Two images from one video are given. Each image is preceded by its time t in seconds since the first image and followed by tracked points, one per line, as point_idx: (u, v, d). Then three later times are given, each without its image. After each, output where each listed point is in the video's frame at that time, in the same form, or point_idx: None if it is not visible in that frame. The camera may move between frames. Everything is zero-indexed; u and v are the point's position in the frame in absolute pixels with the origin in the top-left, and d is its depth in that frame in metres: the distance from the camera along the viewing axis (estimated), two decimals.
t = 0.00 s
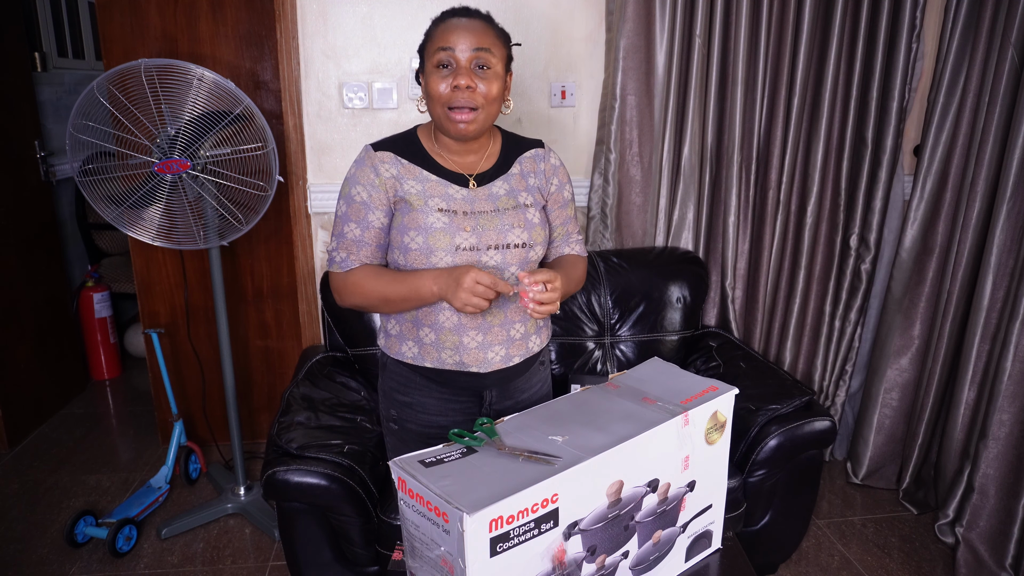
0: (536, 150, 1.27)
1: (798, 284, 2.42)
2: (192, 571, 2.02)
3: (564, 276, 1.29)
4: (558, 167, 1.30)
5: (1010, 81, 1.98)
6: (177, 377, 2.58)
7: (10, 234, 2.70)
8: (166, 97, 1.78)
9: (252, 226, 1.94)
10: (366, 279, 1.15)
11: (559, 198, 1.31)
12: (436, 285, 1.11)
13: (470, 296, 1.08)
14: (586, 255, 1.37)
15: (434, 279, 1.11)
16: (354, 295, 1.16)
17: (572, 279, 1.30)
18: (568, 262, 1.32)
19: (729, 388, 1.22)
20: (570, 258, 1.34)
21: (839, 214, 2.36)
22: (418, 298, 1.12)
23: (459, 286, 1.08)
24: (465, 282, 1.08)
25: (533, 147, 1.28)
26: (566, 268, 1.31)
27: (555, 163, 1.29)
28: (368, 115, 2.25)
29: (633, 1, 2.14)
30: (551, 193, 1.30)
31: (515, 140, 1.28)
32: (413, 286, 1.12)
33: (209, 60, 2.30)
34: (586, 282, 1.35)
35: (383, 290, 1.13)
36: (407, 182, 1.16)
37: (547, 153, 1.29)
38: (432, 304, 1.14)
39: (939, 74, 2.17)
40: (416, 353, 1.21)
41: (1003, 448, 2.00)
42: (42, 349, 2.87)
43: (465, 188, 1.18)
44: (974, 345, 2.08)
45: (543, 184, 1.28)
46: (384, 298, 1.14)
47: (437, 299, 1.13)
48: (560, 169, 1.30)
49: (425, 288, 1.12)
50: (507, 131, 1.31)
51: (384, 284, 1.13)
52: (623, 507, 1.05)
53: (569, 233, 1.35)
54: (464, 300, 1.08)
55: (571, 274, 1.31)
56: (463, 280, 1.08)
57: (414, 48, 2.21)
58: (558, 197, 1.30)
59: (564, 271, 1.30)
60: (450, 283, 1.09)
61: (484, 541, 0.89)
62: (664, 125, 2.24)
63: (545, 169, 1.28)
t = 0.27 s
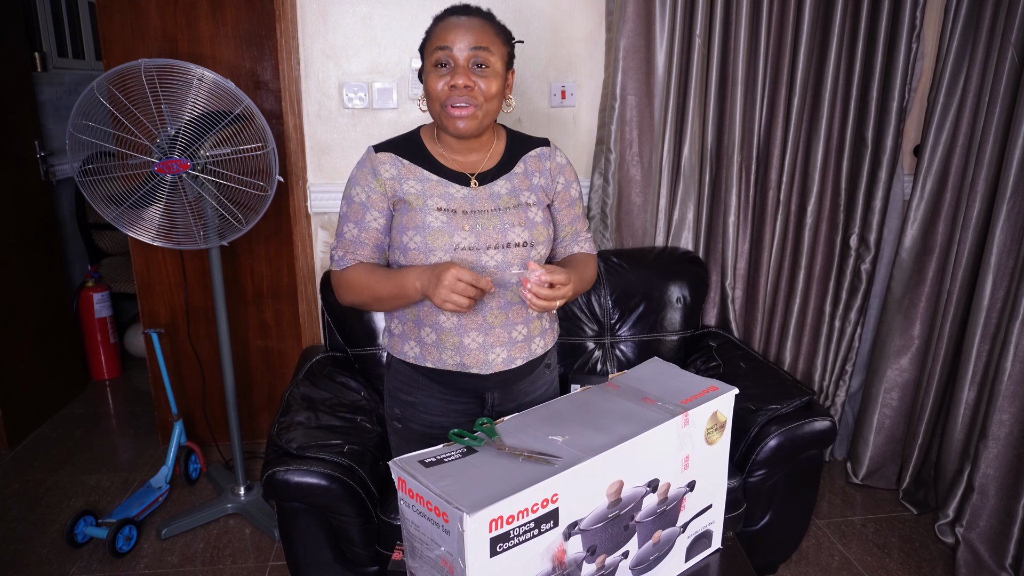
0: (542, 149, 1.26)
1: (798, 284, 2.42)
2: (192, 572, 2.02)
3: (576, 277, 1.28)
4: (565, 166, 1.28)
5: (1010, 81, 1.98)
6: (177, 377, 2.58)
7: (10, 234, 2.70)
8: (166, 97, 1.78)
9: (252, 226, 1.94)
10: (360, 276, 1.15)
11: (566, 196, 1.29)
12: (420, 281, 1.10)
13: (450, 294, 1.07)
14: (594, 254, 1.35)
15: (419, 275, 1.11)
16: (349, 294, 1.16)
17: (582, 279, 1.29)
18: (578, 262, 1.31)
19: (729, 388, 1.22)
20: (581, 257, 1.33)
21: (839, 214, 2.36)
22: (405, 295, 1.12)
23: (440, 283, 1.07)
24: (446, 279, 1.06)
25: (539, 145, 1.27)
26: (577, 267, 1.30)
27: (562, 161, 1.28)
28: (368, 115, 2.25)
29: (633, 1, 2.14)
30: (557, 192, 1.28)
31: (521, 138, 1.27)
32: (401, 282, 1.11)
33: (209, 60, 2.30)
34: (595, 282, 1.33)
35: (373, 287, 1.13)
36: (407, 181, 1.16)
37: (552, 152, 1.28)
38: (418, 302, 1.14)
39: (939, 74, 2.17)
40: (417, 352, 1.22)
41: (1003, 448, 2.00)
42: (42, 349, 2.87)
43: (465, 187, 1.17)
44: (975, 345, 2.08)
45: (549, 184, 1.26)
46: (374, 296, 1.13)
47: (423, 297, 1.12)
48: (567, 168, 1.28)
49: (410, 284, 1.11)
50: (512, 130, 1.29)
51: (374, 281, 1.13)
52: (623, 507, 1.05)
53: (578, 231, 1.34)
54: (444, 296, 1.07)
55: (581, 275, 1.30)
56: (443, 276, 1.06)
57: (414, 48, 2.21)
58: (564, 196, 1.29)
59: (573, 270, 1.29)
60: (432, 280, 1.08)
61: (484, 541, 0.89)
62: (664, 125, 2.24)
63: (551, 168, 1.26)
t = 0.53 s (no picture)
0: (545, 146, 1.26)
1: (798, 284, 2.42)
2: (192, 571, 2.02)
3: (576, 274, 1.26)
4: (569, 162, 1.28)
5: (1010, 81, 1.98)
6: (177, 377, 2.58)
7: (10, 234, 2.70)
8: (166, 97, 1.78)
9: (252, 226, 1.94)
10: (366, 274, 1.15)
11: (570, 193, 1.28)
12: (431, 275, 1.11)
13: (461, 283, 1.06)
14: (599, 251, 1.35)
15: (429, 269, 1.11)
16: (357, 292, 1.17)
17: (584, 275, 1.27)
18: (580, 259, 1.30)
19: (729, 388, 1.22)
20: (584, 254, 1.31)
21: (839, 214, 2.36)
22: (415, 290, 1.12)
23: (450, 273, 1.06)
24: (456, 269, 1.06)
25: (543, 141, 1.27)
26: (579, 264, 1.29)
27: (566, 158, 1.28)
28: (368, 115, 2.25)
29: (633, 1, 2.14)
30: (561, 189, 1.28)
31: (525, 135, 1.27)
32: (411, 278, 1.12)
33: (209, 60, 2.30)
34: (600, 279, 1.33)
35: (381, 283, 1.14)
36: (411, 178, 1.16)
37: (556, 148, 1.27)
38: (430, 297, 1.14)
39: (939, 74, 2.17)
40: (420, 350, 1.22)
41: (1003, 448, 2.00)
42: (42, 349, 2.87)
43: (468, 184, 1.17)
44: (975, 345, 2.08)
45: (552, 181, 1.26)
46: (383, 292, 1.14)
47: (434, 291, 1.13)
48: (571, 165, 1.28)
49: (420, 279, 1.11)
50: (515, 127, 1.29)
51: (383, 277, 1.14)
52: (623, 507, 1.05)
53: (581, 229, 1.32)
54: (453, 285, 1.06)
55: (583, 272, 1.28)
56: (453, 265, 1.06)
57: (414, 48, 2.21)
58: (568, 192, 1.28)
59: (575, 267, 1.28)
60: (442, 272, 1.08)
61: (484, 541, 0.89)
62: (664, 125, 2.24)
63: (554, 165, 1.26)
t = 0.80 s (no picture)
0: (538, 144, 1.29)
1: (798, 284, 2.42)
2: (192, 571, 2.02)
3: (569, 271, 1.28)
4: (561, 160, 1.32)
5: (1010, 81, 1.98)
6: (176, 377, 2.58)
7: (10, 234, 2.70)
8: (166, 97, 1.78)
9: (252, 226, 1.94)
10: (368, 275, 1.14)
11: (563, 190, 1.32)
12: (441, 278, 1.10)
13: (473, 281, 1.06)
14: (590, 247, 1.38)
15: (439, 273, 1.11)
16: (358, 290, 1.14)
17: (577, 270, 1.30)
18: (574, 254, 1.33)
19: (729, 388, 1.22)
20: (577, 250, 1.34)
21: (839, 214, 2.36)
22: (423, 292, 1.11)
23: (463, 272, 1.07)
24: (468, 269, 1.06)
25: (536, 139, 1.30)
26: (573, 259, 1.31)
27: (558, 156, 1.31)
28: (368, 115, 2.25)
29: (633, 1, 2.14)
30: (555, 186, 1.31)
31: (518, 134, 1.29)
32: (419, 280, 1.11)
33: (209, 60, 2.30)
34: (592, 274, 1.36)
35: (388, 284, 1.12)
36: (411, 175, 1.16)
37: (548, 147, 1.31)
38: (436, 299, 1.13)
39: (939, 74, 2.17)
40: (421, 351, 1.21)
41: (1003, 448, 2.00)
42: (42, 349, 2.87)
43: (468, 180, 1.19)
44: (975, 345, 2.08)
45: (546, 177, 1.29)
46: (389, 293, 1.12)
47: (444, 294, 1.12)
48: (563, 162, 1.32)
49: (430, 281, 1.11)
50: (509, 126, 1.31)
51: (389, 278, 1.12)
52: (623, 507, 1.05)
53: (573, 225, 1.36)
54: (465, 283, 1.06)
55: (577, 267, 1.31)
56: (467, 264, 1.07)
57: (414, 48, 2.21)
58: (562, 189, 1.32)
59: (569, 263, 1.30)
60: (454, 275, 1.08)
61: (484, 541, 0.89)
62: (664, 125, 2.24)
63: (547, 162, 1.30)
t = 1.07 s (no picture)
0: (527, 149, 1.32)
1: (798, 284, 2.42)
2: (192, 571, 2.02)
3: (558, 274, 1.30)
4: (548, 165, 1.34)
5: (1010, 81, 1.98)
6: (176, 377, 2.58)
7: (10, 234, 2.70)
8: (166, 97, 1.78)
9: (252, 226, 1.94)
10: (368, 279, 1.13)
11: (552, 194, 1.34)
12: (448, 284, 1.11)
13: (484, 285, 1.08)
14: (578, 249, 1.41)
15: (446, 278, 1.11)
16: (358, 295, 1.14)
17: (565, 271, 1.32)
18: (561, 255, 1.34)
19: (729, 388, 1.22)
20: (564, 251, 1.35)
21: (839, 214, 2.36)
22: (427, 297, 1.12)
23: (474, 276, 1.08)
24: (481, 273, 1.08)
25: (524, 144, 1.32)
26: (561, 260, 1.33)
27: (545, 160, 1.34)
28: (368, 115, 2.25)
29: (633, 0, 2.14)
30: (544, 190, 1.34)
31: (504, 140, 1.31)
32: (424, 285, 1.11)
33: (209, 60, 2.30)
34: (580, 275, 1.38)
35: (391, 289, 1.12)
36: (407, 180, 1.17)
37: (537, 151, 1.33)
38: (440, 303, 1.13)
39: (939, 74, 2.16)
40: (418, 353, 1.21)
41: (1003, 448, 2.00)
42: (42, 349, 2.87)
43: (463, 185, 1.20)
44: (974, 345, 2.08)
45: (536, 181, 1.32)
46: (392, 298, 1.12)
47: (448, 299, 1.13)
48: (550, 166, 1.34)
49: (436, 286, 1.11)
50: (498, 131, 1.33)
51: (392, 283, 1.12)
52: (623, 507, 1.05)
53: (560, 227, 1.37)
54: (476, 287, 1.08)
55: (563, 269, 1.32)
56: (478, 269, 1.08)
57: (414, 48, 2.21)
58: (550, 193, 1.34)
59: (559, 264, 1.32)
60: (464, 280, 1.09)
61: (484, 540, 0.89)
62: (664, 125, 2.24)
63: (537, 166, 1.32)
